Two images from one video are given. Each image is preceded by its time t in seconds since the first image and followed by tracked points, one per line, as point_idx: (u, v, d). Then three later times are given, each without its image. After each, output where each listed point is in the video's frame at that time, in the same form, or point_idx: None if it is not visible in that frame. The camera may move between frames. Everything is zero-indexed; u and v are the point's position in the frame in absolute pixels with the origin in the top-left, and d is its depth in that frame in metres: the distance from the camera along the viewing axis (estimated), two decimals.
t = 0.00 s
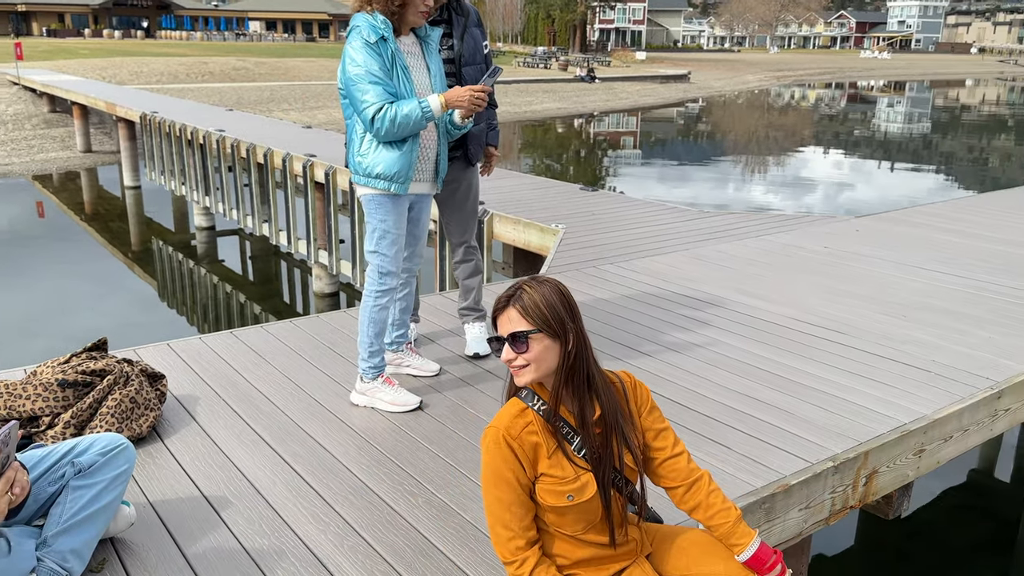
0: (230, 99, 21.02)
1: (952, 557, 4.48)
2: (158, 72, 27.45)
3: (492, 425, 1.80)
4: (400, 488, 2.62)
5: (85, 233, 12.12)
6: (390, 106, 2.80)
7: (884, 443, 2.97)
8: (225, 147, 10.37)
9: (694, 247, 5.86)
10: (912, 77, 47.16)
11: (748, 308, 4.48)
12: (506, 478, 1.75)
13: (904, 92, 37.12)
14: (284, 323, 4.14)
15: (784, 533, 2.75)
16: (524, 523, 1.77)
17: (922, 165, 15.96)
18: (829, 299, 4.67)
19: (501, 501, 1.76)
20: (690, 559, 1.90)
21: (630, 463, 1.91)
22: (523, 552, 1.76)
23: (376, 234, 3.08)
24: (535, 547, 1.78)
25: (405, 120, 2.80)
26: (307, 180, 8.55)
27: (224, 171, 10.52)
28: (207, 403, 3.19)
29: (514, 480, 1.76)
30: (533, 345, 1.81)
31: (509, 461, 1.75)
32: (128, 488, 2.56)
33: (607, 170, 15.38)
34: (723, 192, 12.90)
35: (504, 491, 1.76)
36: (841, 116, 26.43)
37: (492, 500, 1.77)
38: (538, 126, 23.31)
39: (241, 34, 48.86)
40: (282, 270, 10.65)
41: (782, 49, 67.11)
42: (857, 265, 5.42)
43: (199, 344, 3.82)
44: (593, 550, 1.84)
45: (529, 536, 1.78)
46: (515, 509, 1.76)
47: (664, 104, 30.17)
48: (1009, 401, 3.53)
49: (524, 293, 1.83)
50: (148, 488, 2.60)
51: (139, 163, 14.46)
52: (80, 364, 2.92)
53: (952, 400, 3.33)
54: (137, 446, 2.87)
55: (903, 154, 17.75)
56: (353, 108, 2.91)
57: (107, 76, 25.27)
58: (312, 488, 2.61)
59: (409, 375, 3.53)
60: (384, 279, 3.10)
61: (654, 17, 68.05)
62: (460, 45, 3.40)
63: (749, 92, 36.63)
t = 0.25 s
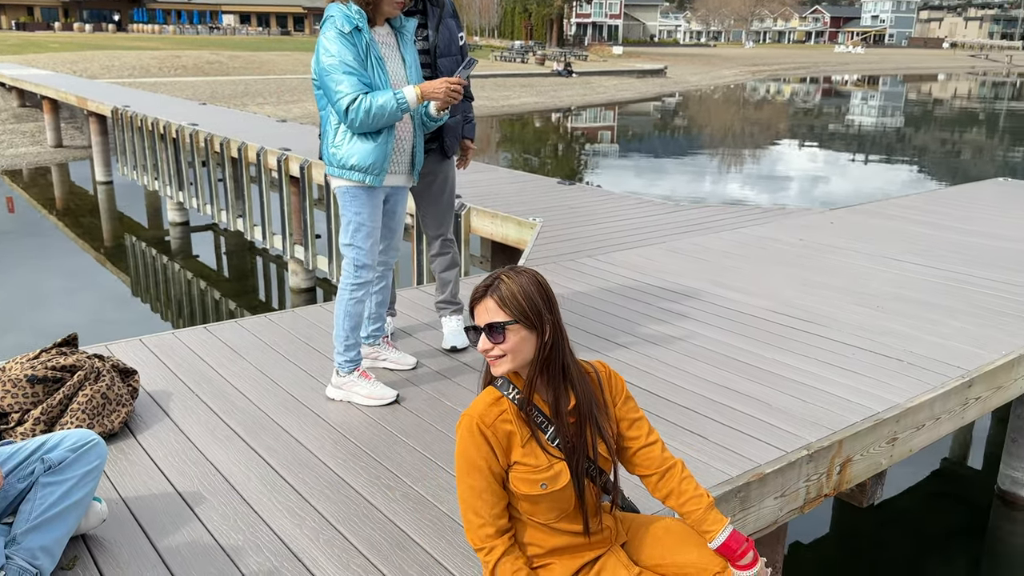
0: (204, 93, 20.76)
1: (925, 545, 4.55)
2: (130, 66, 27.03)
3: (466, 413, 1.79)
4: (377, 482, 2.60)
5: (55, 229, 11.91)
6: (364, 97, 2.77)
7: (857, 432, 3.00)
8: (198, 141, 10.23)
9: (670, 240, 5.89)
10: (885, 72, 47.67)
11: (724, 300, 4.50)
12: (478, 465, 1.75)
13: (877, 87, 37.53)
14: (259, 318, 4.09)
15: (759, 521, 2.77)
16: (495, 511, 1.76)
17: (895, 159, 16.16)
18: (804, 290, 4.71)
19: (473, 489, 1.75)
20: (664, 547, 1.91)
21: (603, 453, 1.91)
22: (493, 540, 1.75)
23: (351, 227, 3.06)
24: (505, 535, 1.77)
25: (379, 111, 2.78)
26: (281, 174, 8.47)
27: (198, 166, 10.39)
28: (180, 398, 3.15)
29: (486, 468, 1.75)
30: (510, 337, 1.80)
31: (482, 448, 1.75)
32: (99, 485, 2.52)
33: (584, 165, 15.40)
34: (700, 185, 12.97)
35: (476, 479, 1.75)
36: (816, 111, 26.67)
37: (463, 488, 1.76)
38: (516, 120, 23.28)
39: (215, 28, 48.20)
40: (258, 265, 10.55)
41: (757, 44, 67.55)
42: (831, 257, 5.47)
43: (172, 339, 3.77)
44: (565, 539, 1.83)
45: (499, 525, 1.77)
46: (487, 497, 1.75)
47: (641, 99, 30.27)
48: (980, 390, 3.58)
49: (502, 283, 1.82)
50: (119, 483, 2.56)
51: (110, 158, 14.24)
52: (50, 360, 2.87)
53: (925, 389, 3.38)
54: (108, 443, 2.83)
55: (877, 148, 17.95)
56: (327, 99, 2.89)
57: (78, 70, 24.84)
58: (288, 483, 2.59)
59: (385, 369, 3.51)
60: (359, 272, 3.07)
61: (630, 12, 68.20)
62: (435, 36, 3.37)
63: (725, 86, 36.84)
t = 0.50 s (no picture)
0: (181, 89, 20.53)
1: (903, 535, 4.61)
2: (105, 61, 26.66)
3: (446, 410, 1.79)
4: (356, 479, 2.59)
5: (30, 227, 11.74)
6: (343, 92, 2.75)
7: (834, 424, 3.03)
8: (174, 138, 10.13)
9: (650, 234, 5.90)
10: (862, 67, 48.07)
11: (704, 293, 4.53)
12: (458, 463, 1.75)
13: (854, 81, 37.87)
14: (237, 315, 4.06)
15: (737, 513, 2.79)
16: (471, 509, 1.76)
17: (871, 153, 16.32)
18: (782, 283, 4.74)
19: (452, 486, 1.75)
20: (642, 541, 1.92)
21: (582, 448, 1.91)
22: (469, 536, 1.76)
23: (329, 223, 3.04)
24: (482, 532, 1.77)
25: (357, 105, 2.77)
26: (259, 170, 8.40)
27: (175, 162, 10.28)
28: (157, 397, 3.12)
29: (467, 466, 1.75)
30: (498, 334, 1.79)
31: (463, 447, 1.75)
32: (74, 484, 2.49)
33: (565, 160, 15.41)
34: (680, 180, 13.04)
35: (456, 477, 1.75)
36: (794, 105, 26.86)
37: (441, 485, 1.75)
38: (496, 116, 23.25)
39: (192, 23, 47.63)
40: (236, 262, 10.46)
41: (736, 39, 67.87)
42: (809, 250, 5.52)
43: (149, 337, 3.73)
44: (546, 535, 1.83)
45: (476, 521, 1.77)
46: (465, 494, 1.75)
47: (621, 94, 30.33)
48: (955, 381, 3.63)
49: (490, 279, 1.80)
50: (95, 483, 2.54)
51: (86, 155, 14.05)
52: (23, 358, 2.82)
53: (901, 381, 3.42)
54: (84, 442, 2.80)
55: (855, 142, 18.12)
56: (305, 93, 2.87)
57: (52, 65, 24.48)
58: (266, 481, 2.57)
59: (365, 366, 3.49)
60: (338, 268, 3.06)
61: (610, 7, 68.29)
62: (413, 29, 3.36)
63: (704, 81, 37.01)
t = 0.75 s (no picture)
0: (164, 86, 20.37)
1: (886, 528, 4.65)
2: (87, 58, 26.40)
3: (445, 410, 1.77)
4: (342, 478, 2.59)
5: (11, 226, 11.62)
6: (325, 92, 2.74)
7: (818, 418, 3.05)
8: (157, 135, 10.05)
9: (635, 231, 5.92)
10: (846, 62, 48.34)
11: (688, 290, 4.54)
12: (454, 466, 1.73)
13: (838, 77, 38.09)
14: (222, 314, 4.03)
15: (724, 508, 2.80)
16: (464, 511, 1.75)
17: (855, 148, 16.43)
18: (766, 279, 4.77)
19: (447, 489, 1.73)
20: (627, 535, 1.93)
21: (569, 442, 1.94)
22: (461, 539, 1.74)
23: (313, 222, 3.03)
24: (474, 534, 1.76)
25: (338, 105, 2.75)
26: (243, 167, 8.35)
27: (158, 160, 10.20)
28: (141, 398, 3.10)
29: (464, 467, 1.74)
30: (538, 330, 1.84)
31: (459, 449, 1.74)
32: (57, 486, 2.48)
33: (551, 156, 15.41)
34: (667, 176, 13.08)
35: (450, 479, 1.73)
36: (778, 101, 26.98)
37: (436, 489, 1.73)
38: (482, 112, 23.22)
39: (175, 19, 47.25)
40: (221, 260, 10.40)
41: (721, 35, 68.06)
42: (793, 246, 5.55)
43: (133, 337, 3.70)
44: (537, 533, 1.83)
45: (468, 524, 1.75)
46: (459, 497, 1.74)
47: (607, 90, 30.37)
48: (937, 374, 3.67)
49: (526, 276, 1.85)
50: (79, 485, 2.52)
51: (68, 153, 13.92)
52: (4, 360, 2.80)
53: (884, 375, 3.45)
54: (66, 443, 2.78)
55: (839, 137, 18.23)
56: (287, 91, 2.85)
57: (32, 62, 24.22)
58: (251, 482, 2.56)
59: (350, 365, 3.49)
60: (322, 267, 3.05)
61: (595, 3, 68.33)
62: (398, 28, 3.35)
63: (689, 77, 37.12)
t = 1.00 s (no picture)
0: (155, 85, 20.27)
1: (877, 525, 4.66)
2: (77, 57, 26.26)
3: (440, 409, 1.77)
4: (334, 478, 2.58)
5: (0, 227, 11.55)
6: (304, 92, 2.74)
7: (809, 415, 3.07)
8: (148, 135, 10.00)
9: (627, 229, 5.92)
10: (838, 60, 48.46)
11: (680, 288, 4.55)
12: (449, 467, 1.72)
13: (830, 74, 38.21)
14: (212, 314, 4.02)
15: (715, 505, 2.80)
16: (458, 512, 1.74)
17: (846, 146, 16.49)
18: (757, 277, 4.78)
19: (441, 489, 1.72)
20: (618, 533, 1.94)
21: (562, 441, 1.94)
22: (453, 539, 1.73)
23: (302, 221, 3.02)
24: (466, 534, 1.75)
25: (318, 105, 2.75)
26: (234, 167, 8.33)
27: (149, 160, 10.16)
28: (131, 399, 3.08)
29: (459, 468, 1.73)
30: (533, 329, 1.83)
31: (454, 451, 1.73)
32: (46, 488, 2.46)
33: (544, 155, 15.41)
34: (660, 174, 13.09)
35: (445, 480, 1.72)
36: (771, 99, 27.05)
37: (429, 490, 1.72)
38: (475, 111, 23.20)
39: (166, 18, 47.03)
40: (213, 260, 10.37)
41: (713, 33, 68.17)
42: (784, 243, 5.57)
43: (123, 337, 3.68)
44: (530, 533, 1.83)
45: (461, 525, 1.74)
46: (453, 497, 1.73)
47: (599, 88, 30.39)
48: (928, 371, 3.69)
49: (521, 274, 1.84)
50: (69, 486, 2.51)
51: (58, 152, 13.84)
52: None
53: (874, 372, 3.47)
54: (56, 444, 2.76)
55: (831, 135, 18.29)
56: (272, 91, 2.86)
57: (22, 62, 24.07)
58: (242, 483, 2.55)
59: (342, 364, 3.48)
60: (312, 266, 3.04)
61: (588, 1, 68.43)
62: (392, 26, 3.35)
63: (681, 75, 37.16)
